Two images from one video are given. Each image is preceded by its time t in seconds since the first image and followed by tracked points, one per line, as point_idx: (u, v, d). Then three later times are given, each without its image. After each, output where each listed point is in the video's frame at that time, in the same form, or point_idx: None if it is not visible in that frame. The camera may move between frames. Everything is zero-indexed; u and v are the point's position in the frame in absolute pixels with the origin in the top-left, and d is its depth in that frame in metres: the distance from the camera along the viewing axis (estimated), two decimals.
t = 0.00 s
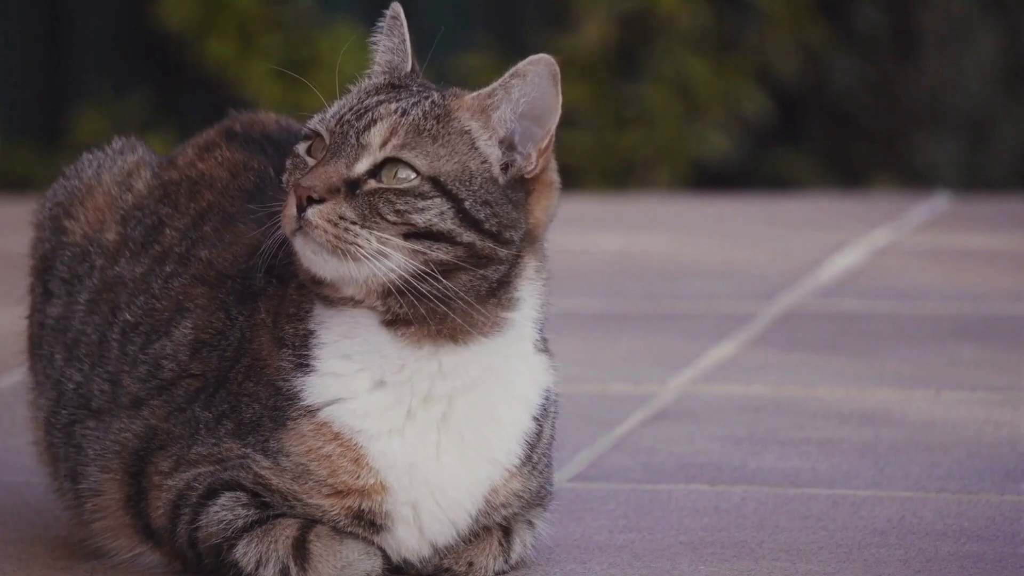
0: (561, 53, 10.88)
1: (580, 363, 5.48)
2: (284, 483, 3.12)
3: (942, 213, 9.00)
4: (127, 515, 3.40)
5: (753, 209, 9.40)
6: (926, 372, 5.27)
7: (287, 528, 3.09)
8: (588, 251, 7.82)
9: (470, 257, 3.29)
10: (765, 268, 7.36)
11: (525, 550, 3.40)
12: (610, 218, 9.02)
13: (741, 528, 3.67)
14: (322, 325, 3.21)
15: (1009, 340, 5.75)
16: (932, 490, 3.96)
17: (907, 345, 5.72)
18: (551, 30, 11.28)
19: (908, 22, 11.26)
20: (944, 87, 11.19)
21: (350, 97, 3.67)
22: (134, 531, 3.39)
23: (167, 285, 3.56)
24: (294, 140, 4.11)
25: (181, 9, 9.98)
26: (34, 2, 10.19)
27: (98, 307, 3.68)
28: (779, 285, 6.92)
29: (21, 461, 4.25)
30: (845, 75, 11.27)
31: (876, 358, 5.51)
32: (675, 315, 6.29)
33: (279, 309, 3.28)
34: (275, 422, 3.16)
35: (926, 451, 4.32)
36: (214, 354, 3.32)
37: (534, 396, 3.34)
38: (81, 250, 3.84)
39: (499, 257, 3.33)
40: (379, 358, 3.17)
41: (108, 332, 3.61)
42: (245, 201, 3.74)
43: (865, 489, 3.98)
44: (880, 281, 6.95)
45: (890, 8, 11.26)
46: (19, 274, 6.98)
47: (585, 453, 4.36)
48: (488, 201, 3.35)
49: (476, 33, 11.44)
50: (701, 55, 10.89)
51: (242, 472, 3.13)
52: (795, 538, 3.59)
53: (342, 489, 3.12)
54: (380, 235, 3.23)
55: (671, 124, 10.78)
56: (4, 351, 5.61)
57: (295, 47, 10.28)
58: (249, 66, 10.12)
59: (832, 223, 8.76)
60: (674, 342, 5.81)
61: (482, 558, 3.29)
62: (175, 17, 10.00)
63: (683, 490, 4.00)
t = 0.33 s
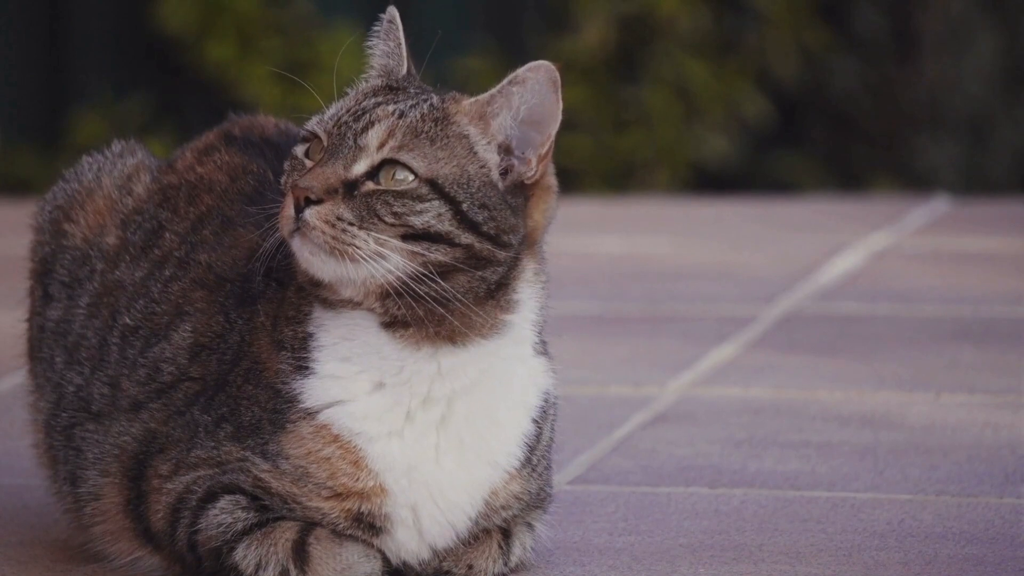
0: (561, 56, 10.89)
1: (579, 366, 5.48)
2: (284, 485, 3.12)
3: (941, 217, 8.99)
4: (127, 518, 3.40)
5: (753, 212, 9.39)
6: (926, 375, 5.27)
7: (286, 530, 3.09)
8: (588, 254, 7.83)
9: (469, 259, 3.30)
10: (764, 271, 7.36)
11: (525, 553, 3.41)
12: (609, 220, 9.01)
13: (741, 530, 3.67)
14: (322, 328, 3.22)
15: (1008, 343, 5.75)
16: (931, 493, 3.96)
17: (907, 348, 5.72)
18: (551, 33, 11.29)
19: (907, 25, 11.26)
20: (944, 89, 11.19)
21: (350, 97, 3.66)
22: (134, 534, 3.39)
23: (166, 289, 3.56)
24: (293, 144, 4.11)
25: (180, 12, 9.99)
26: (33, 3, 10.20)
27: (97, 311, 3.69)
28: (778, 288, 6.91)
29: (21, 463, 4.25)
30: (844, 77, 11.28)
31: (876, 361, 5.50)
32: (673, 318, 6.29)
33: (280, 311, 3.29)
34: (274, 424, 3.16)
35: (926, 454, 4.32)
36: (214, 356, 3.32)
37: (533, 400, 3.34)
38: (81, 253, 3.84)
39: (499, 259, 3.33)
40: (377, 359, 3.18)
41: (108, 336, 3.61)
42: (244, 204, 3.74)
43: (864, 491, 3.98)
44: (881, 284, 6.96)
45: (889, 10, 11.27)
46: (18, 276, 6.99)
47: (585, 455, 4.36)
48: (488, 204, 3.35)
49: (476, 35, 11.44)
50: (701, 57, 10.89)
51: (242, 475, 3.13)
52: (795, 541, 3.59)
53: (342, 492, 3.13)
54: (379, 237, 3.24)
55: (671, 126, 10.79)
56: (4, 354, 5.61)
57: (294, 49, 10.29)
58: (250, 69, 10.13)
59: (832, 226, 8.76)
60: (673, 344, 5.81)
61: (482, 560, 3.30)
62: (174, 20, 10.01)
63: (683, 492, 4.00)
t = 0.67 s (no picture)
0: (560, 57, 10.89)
1: (579, 368, 5.48)
2: (283, 487, 3.12)
3: (941, 219, 8.98)
4: (127, 519, 3.40)
5: (752, 214, 9.39)
6: (926, 377, 5.27)
7: (286, 532, 3.09)
8: (588, 255, 7.83)
9: (469, 260, 3.30)
10: (764, 273, 7.35)
11: (525, 554, 3.41)
12: (608, 222, 9.01)
13: (741, 532, 3.68)
14: (321, 328, 3.22)
15: (1008, 344, 5.75)
16: (932, 494, 3.96)
17: (907, 350, 5.71)
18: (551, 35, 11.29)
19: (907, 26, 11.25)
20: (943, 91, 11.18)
21: (351, 98, 3.67)
22: (134, 535, 3.39)
23: (167, 290, 3.57)
24: (292, 146, 4.11)
25: (180, 14, 10.00)
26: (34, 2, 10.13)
27: (98, 312, 3.69)
28: (777, 289, 6.91)
29: (21, 465, 4.25)
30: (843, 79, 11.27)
31: (876, 362, 5.50)
32: (671, 319, 6.29)
33: (280, 312, 3.29)
34: (274, 425, 3.16)
35: (925, 455, 4.33)
36: (214, 358, 3.33)
37: (533, 401, 3.34)
38: (82, 255, 3.84)
39: (500, 261, 3.34)
40: (377, 360, 3.18)
41: (109, 338, 3.61)
42: (244, 207, 3.74)
43: (864, 493, 3.98)
44: (881, 285, 6.96)
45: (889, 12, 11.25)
46: (17, 277, 6.99)
47: (584, 456, 4.36)
48: (488, 206, 3.35)
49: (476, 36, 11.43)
50: (701, 59, 10.89)
51: (241, 477, 3.13)
52: (795, 542, 3.59)
53: (341, 492, 3.13)
54: (379, 238, 3.25)
55: (670, 128, 10.78)
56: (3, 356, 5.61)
57: (293, 51, 10.30)
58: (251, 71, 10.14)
59: (832, 227, 8.76)
60: (673, 346, 5.81)
61: (481, 562, 3.30)
62: (174, 22, 10.02)
63: (683, 493, 4.00)
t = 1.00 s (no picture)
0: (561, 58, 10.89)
1: (581, 369, 5.49)
2: (283, 489, 3.12)
3: (941, 219, 8.99)
4: (127, 521, 3.40)
5: (752, 215, 9.40)
6: (927, 378, 5.28)
7: (286, 534, 3.09)
8: (588, 257, 7.83)
9: (469, 263, 3.31)
10: (765, 274, 7.36)
11: (525, 556, 3.40)
12: (608, 224, 9.02)
13: (742, 533, 3.67)
14: (322, 327, 3.24)
15: (1007, 346, 5.74)
16: (932, 496, 3.96)
17: (908, 351, 5.72)
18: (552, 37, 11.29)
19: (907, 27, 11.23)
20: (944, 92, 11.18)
21: (352, 99, 3.67)
22: (134, 536, 3.39)
23: (166, 291, 3.56)
24: (294, 147, 4.11)
25: (180, 14, 10.02)
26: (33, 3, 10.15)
27: (97, 312, 3.69)
28: (777, 290, 6.92)
29: (20, 467, 4.25)
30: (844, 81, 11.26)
31: (875, 363, 5.51)
32: (671, 321, 6.28)
33: (282, 312, 3.30)
34: (274, 425, 3.16)
35: (926, 457, 4.32)
36: (214, 359, 3.32)
37: (534, 403, 3.34)
38: (81, 256, 3.84)
39: (500, 264, 3.35)
40: (378, 361, 3.19)
41: (108, 338, 3.61)
42: (244, 207, 3.74)
43: (864, 494, 3.98)
44: (881, 287, 6.95)
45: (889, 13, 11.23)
46: (17, 278, 6.99)
47: (585, 458, 4.36)
48: (489, 209, 3.37)
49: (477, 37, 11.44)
50: (701, 60, 10.90)
51: (241, 478, 3.13)
52: (795, 544, 3.59)
53: (341, 494, 3.13)
54: (380, 240, 3.26)
55: (670, 129, 10.78)
56: (3, 358, 5.60)
57: (294, 53, 10.30)
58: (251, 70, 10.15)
59: (832, 228, 8.76)
60: (673, 347, 5.80)
61: (481, 564, 3.30)
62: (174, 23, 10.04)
63: (683, 495, 4.00)
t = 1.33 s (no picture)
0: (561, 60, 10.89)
1: (581, 369, 5.51)
2: (283, 490, 3.12)
3: (940, 220, 9.03)
4: (127, 522, 3.40)
5: (751, 216, 9.43)
6: (926, 378, 5.29)
7: (287, 534, 3.09)
8: (588, 258, 7.83)
9: (487, 282, 3.33)
10: (765, 275, 7.38)
11: (525, 557, 3.40)
12: (609, 224, 9.04)
13: (742, 534, 3.67)
14: (322, 336, 3.23)
15: (1005, 347, 5.74)
16: (932, 496, 3.96)
17: (907, 351, 5.74)
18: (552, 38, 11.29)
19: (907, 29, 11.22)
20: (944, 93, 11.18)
21: (344, 113, 3.61)
22: (133, 538, 3.39)
23: (167, 293, 3.57)
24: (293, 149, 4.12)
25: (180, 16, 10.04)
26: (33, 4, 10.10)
27: (97, 314, 3.69)
28: (777, 291, 6.94)
29: (21, 468, 4.25)
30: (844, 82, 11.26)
31: (876, 363, 5.53)
32: (671, 322, 6.29)
33: (280, 315, 3.30)
34: (273, 428, 3.16)
35: (926, 457, 4.33)
36: (213, 360, 3.33)
37: (532, 402, 3.35)
38: (82, 257, 3.84)
39: (513, 279, 3.37)
40: (391, 378, 3.18)
41: (109, 340, 3.62)
42: (245, 210, 3.75)
43: (865, 495, 3.99)
44: (880, 288, 6.96)
45: (889, 15, 11.23)
46: (17, 279, 6.99)
47: (586, 459, 4.36)
48: (504, 227, 3.37)
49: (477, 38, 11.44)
50: (701, 62, 10.93)
51: (241, 480, 3.12)
52: (795, 545, 3.59)
53: (342, 495, 3.13)
54: (403, 272, 3.26)
55: (670, 130, 10.81)
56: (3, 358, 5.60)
57: (294, 56, 10.36)
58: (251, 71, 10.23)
59: (832, 229, 8.77)
60: (673, 348, 5.81)
61: (481, 564, 3.29)
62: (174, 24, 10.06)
63: (683, 496, 4.00)
